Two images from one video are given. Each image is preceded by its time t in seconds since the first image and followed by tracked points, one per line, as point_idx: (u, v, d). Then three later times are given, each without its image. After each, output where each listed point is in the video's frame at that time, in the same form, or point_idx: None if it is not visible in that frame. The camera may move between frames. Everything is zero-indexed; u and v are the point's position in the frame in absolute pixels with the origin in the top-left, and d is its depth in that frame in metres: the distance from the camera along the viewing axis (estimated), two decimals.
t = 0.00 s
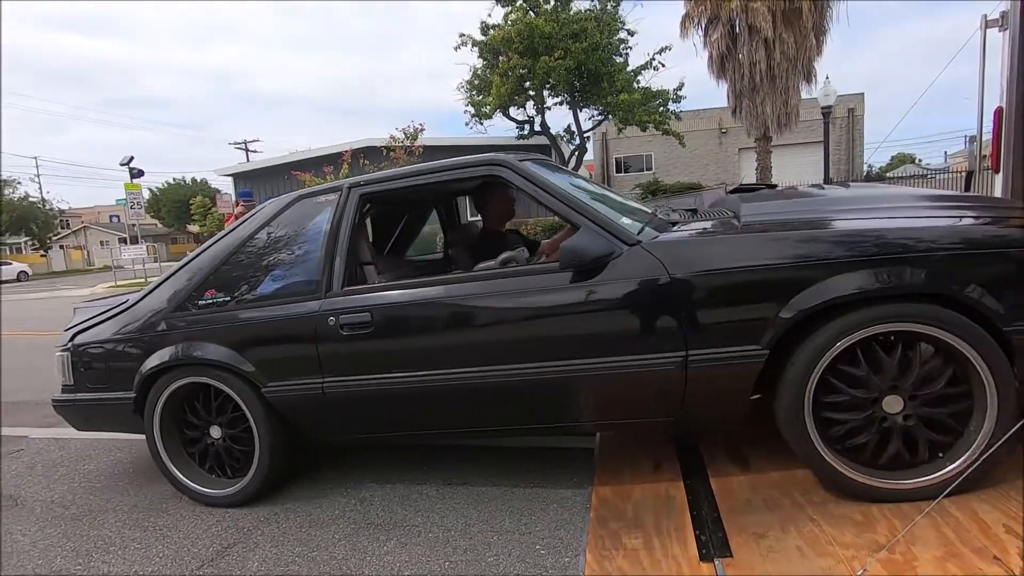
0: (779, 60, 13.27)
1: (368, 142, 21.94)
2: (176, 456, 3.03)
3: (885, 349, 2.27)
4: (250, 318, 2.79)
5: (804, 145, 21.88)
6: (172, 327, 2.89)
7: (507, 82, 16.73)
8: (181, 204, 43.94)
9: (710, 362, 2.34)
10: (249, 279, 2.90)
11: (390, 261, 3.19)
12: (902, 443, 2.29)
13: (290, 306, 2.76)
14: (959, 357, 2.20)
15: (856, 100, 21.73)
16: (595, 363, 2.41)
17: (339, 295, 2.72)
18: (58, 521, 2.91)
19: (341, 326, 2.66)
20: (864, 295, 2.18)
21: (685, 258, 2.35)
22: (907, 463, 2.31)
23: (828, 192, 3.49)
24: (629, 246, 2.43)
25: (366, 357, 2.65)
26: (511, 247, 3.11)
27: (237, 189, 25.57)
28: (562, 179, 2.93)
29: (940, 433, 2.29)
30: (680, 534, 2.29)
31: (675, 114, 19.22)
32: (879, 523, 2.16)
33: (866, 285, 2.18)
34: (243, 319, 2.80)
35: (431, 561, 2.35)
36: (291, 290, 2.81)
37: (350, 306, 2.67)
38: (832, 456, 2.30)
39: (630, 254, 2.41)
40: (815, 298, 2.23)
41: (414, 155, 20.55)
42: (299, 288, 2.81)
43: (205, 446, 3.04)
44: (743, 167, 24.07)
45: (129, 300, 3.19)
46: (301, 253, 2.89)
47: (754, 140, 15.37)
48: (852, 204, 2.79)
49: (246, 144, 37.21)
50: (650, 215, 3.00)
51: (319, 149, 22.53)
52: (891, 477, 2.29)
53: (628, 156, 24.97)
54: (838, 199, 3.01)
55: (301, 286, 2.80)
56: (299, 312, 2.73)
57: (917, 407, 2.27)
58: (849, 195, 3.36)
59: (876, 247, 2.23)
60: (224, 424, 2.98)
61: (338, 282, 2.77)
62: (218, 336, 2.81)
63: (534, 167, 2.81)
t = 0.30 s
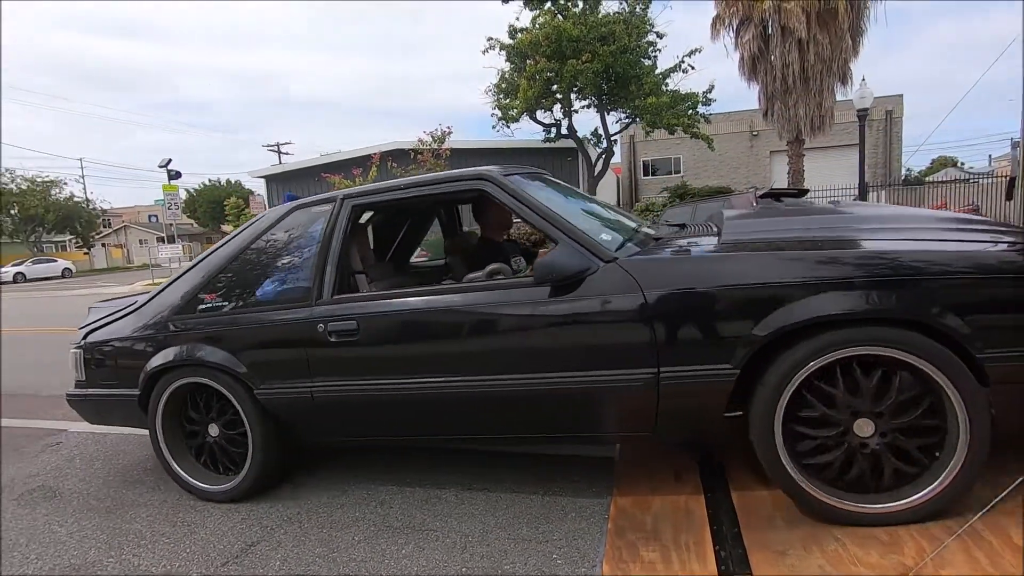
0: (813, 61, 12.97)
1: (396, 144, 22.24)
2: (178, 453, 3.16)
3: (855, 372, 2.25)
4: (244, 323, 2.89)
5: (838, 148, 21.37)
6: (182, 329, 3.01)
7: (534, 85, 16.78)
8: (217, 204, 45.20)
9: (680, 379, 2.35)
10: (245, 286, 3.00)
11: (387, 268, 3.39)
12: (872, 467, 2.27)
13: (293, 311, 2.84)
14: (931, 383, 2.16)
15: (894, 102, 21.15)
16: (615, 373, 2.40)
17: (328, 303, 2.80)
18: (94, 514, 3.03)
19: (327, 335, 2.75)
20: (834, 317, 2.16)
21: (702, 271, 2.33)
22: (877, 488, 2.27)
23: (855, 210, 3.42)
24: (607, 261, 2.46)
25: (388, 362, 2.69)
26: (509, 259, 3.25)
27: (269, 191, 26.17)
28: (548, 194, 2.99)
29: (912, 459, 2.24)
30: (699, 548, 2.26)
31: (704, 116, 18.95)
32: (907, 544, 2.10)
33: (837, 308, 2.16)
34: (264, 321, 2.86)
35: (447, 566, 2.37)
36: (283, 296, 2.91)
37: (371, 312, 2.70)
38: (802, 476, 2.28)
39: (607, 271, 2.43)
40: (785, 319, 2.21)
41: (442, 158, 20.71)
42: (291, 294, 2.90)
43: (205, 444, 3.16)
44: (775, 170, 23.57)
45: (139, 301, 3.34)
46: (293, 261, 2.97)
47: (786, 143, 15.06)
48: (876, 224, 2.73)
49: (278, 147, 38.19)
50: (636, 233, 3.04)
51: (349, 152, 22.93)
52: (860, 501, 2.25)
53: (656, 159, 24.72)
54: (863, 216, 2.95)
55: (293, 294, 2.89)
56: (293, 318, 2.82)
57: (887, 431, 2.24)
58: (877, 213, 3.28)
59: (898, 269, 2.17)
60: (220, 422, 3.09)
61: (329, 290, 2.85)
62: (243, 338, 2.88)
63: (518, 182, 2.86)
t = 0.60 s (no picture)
0: (853, 54, 12.55)
1: (424, 137, 22.34)
2: (178, 433, 3.30)
3: (825, 382, 2.22)
4: (243, 312, 3.01)
5: (877, 144, 20.70)
6: (188, 315, 3.14)
7: (563, 78, 16.64)
8: (250, 194, 46.20)
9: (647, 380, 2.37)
10: (242, 277, 3.12)
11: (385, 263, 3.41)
12: (839, 478, 2.24)
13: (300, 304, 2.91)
14: (898, 394, 2.13)
15: (937, 96, 20.38)
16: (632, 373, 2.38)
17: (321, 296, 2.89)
18: (124, 492, 3.14)
19: (315, 326, 2.86)
20: (802, 326, 2.15)
21: (710, 274, 2.30)
22: (843, 498, 2.24)
23: (882, 219, 3.32)
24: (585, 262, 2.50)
25: (406, 354, 2.71)
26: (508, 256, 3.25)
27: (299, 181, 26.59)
28: (536, 195, 3.02)
29: (880, 473, 2.21)
30: (715, 551, 2.23)
31: (736, 110, 18.53)
32: (931, 555, 2.02)
33: (805, 317, 2.14)
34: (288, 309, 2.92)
35: (460, 557, 2.39)
36: (277, 288, 3.02)
37: (388, 305, 2.72)
38: (768, 483, 2.26)
39: (582, 274, 2.46)
40: (757, 326, 2.19)
41: (469, 150, 20.72)
42: (285, 286, 3.01)
43: (203, 425, 3.31)
44: (809, 166, 22.94)
45: (144, 288, 3.50)
46: (288, 254, 3.07)
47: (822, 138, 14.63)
48: (899, 234, 2.65)
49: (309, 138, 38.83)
50: (622, 236, 3.05)
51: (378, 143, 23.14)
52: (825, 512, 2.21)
53: (685, 154, 24.30)
54: (888, 226, 2.86)
55: (287, 286, 2.99)
56: (287, 309, 2.92)
57: (855, 443, 2.22)
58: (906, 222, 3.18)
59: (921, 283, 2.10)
60: (219, 406, 3.23)
61: (321, 283, 2.94)
62: (267, 324, 2.95)
63: (505, 183, 2.91)
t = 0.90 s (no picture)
0: (894, 40, 12.07)
1: (450, 124, 22.37)
2: (178, 405, 3.52)
3: (773, 382, 2.25)
4: (238, 296, 3.18)
5: (917, 134, 19.95)
6: (188, 297, 3.33)
7: (590, 64, 16.44)
8: (280, 180, 47.02)
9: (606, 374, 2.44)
10: (237, 263, 3.29)
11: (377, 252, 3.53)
12: (784, 477, 2.27)
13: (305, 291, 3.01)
14: (836, 392, 2.14)
15: (984, 84, 19.51)
16: (640, 367, 2.38)
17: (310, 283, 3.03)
18: (151, 466, 3.29)
19: (301, 311, 3.02)
20: (750, 327, 2.18)
21: (690, 275, 2.32)
22: (787, 496, 2.27)
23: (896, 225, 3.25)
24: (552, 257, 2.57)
25: (418, 341, 2.77)
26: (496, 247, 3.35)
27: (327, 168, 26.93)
28: (514, 189, 3.08)
29: (824, 473, 2.23)
30: (720, 543, 2.24)
31: (769, 98, 18.04)
32: (940, 555, 1.99)
33: (753, 318, 2.17)
34: (310, 291, 3.00)
35: (468, 540, 2.45)
36: (268, 274, 3.17)
37: (402, 295, 2.78)
38: (717, 481, 2.30)
39: (548, 270, 2.53)
40: (702, 327, 2.25)
41: (495, 138, 20.65)
42: (275, 273, 3.16)
43: (200, 400, 3.50)
44: (845, 157, 22.24)
45: (151, 269, 3.70)
46: (279, 242, 3.23)
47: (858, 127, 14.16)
48: (899, 241, 2.61)
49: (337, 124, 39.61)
50: (598, 231, 3.09)
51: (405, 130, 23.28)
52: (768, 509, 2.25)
53: (715, 143, 23.79)
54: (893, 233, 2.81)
55: (277, 272, 3.16)
56: (276, 294, 3.09)
57: (800, 443, 2.23)
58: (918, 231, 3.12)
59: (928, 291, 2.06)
60: (215, 384, 3.41)
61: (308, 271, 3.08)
62: (288, 309, 3.05)
63: (480, 177, 2.98)
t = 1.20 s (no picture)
0: (932, 23, 11.60)
1: (473, 112, 22.36)
2: (180, 382, 3.70)
3: (720, 374, 2.30)
4: (235, 282, 3.35)
5: (956, 122, 19.20)
6: (189, 281, 3.52)
7: (615, 51, 16.22)
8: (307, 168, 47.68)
9: (572, 363, 2.52)
10: (234, 251, 3.46)
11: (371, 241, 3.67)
12: (734, 466, 2.32)
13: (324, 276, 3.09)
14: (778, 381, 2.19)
15: None
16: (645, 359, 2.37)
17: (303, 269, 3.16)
18: (174, 443, 3.44)
19: (289, 298, 3.17)
20: (697, 321, 2.24)
21: (653, 271, 2.37)
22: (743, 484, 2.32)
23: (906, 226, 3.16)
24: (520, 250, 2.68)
25: (427, 328, 2.81)
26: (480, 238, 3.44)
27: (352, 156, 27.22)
28: (493, 182, 3.17)
29: (772, 463, 2.27)
30: (719, 532, 2.26)
31: (799, 85, 17.55)
32: (939, 548, 1.98)
33: (701, 311, 2.23)
34: (329, 278, 3.06)
35: (471, 521, 2.52)
36: (263, 261, 3.33)
37: (414, 284, 2.81)
38: (676, 477, 2.37)
39: (517, 263, 2.63)
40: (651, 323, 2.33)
41: (517, 126, 20.56)
42: (269, 260, 3.32)
43: (201, 377, 3.67)
44: (879, 145, 21.54)
45: (156, 255, 3.90)
46: (272, 230, 3.38)
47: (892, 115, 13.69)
48: (873, 237, 2.61)
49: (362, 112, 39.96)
50: (574, 223, 3.17)
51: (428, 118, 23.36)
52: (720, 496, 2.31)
53: (743, 131, 23.28)
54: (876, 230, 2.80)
55: (269, 260, 3.31)
56: (269, 281, 3.24)
57: (749, 434, 2.28)
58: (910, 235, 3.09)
59: (903, 288, 2.07)
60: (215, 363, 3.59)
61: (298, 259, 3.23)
62: (311, 296, 3.10)
63: (459, 171, 3.08)
